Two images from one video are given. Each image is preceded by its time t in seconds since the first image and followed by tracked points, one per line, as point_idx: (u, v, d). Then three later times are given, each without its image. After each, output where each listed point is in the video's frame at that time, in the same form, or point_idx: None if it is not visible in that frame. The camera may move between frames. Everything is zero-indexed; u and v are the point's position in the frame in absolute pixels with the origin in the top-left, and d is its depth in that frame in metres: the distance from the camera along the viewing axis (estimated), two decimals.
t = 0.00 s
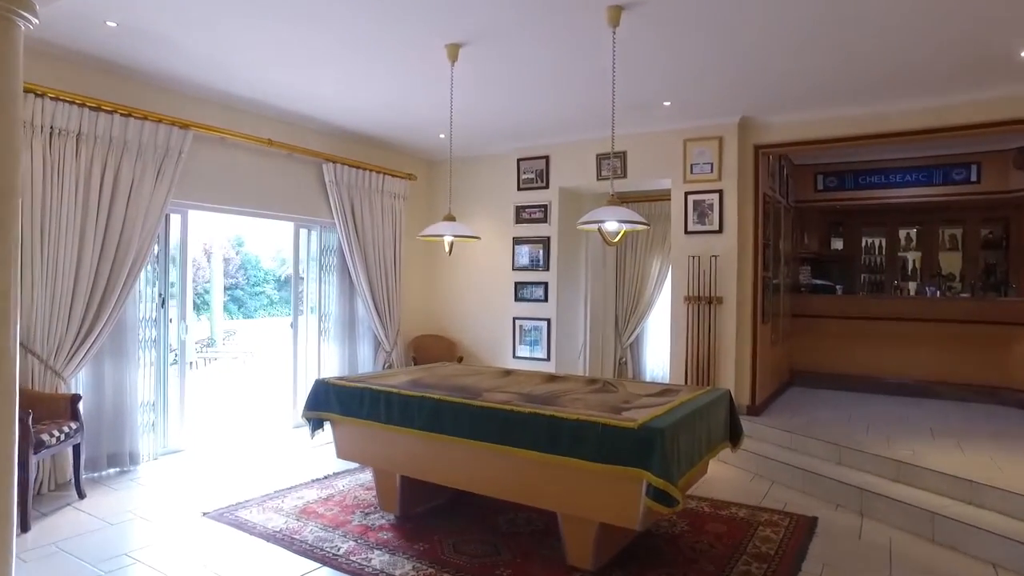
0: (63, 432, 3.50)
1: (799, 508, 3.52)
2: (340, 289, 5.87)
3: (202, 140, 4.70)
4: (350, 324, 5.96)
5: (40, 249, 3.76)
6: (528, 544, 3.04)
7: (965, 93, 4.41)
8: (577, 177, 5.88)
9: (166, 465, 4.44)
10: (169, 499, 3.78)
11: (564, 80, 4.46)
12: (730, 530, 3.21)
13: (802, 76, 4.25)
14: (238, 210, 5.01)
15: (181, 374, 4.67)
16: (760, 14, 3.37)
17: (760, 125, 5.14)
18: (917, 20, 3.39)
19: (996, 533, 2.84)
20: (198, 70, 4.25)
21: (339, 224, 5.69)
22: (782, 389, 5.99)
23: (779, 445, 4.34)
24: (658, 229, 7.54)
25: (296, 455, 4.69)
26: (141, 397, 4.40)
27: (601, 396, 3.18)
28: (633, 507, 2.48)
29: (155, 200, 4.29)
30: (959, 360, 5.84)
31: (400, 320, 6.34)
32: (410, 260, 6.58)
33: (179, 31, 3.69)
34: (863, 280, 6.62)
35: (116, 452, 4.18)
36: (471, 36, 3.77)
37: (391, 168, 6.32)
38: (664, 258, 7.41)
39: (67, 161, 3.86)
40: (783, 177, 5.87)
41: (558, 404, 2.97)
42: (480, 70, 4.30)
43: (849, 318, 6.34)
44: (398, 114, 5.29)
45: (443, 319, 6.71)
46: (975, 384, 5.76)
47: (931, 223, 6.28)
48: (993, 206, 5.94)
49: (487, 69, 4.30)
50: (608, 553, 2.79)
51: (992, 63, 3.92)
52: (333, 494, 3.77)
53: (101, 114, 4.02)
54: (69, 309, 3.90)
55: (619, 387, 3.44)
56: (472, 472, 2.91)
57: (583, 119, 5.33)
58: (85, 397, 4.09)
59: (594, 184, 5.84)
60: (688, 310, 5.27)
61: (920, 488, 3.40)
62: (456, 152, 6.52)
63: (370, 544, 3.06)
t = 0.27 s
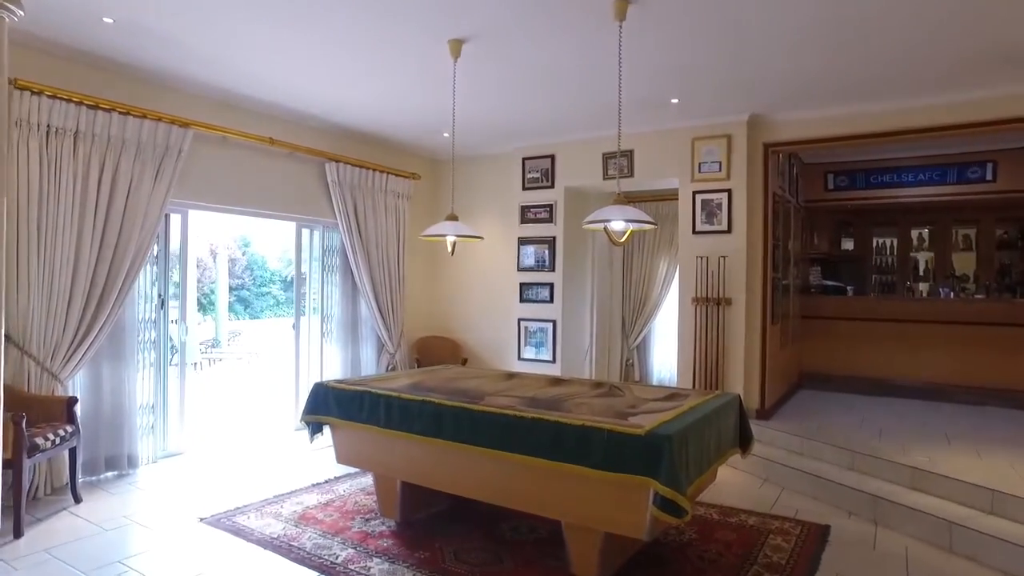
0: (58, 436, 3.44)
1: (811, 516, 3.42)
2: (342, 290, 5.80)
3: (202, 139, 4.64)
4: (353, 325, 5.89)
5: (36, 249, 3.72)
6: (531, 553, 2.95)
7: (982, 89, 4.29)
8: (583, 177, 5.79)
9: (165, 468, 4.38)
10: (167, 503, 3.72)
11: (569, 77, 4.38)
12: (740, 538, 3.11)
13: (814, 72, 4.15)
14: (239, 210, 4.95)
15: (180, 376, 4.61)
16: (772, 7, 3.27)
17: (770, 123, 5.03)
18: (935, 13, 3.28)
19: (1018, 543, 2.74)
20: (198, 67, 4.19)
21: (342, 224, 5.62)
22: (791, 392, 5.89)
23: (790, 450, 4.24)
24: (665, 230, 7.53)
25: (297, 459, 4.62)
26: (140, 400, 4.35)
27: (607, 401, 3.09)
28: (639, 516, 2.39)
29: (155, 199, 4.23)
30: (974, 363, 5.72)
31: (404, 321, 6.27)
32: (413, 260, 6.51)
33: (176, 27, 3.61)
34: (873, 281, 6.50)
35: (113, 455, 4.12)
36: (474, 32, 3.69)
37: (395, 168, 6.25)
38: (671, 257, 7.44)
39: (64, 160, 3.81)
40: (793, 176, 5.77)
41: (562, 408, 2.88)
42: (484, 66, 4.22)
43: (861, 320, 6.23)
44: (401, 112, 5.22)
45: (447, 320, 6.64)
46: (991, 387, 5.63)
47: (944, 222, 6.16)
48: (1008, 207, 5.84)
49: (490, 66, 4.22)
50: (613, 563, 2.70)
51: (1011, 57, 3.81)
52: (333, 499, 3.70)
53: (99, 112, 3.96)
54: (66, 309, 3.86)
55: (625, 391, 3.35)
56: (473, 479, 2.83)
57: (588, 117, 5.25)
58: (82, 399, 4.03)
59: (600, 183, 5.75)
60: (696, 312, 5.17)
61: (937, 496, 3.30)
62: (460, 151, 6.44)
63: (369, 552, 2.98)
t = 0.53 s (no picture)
0: (54, 439, 3.39)
1: (822, 522, 3.33)
2: (346, 290, 5.74)
3: (203, 137, 4.59)
4: (357, 326, 5.83)
5: (33, 249, 3.67)
6: (535, 560, 2.88)
7: (997, 85, 4.19)
8: (589, 175, 5.72)
9: (164, 471, 4.32)
10: (165, 506, 3.66)
11: (573, 74, 4.30)
12: (750, 546, 3.03)
13: (824, 68, 4.06)
14: (240, 210, 4.89)
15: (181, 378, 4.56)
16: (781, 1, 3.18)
17: (779, 120, 4.94)
18: (950, 6, 3.19)
19: None
20: (198, 65, 4.14)
21: (345, 224, 5.56)
22: (801, 394, 5.79)
23: (800, 453, 4.15)
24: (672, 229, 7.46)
25: (299, 461, 4.56)
26: (140, 402, 4.29)
27: (613, 405, 3.02)
28: (645, 526, 2.31)
29: (155, 197, 4.18)
30: (988, 365, 5.61)
31: (408, 322, 6.21)
32: (418, 260, 6.45)
33: (174, 24, 3.56)
34: (884, 282, 6.41)
35: (112, 458, 4.07)
36: (476, 28, 3.61)
37: (399, 167, 6.19)
38: (679, 256, 7.38)
39: (61, 159, 3.76)
40: (802, 175, 5.68)
41: (567, 412, 2.81)
42: (487, 63, 4.15)
43: (871, 321, 6.13)
44: (404, 110, 5.16)
45: (452, 321, 6.57)
46: (1005, 390, 5.52)
47: (957, 222, 6.06)
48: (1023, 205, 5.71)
49: (494, 63, 4.14)
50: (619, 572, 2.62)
51: None
52: (334, 504, 3.64)
53: (97, 110, 3.91)
54: (64, 309, 3.81)
55: (631, 394, 3.28)
56: (476, 484, 2.76)
57: (594, 115, 5.17)
58: (80, 402, 3.98)
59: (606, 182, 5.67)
60: (704, 313, 5.09)
61: (953, 503, 3.21)
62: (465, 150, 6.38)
63: (368, 559, 2.92)
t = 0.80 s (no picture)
0: (50, 441, 3.33)
1: (834, 529, 3.24)
2: (349, 290, 5.68)
3: (204, 135, 4.54)
4: (360, 326, 5.77)
5: (31, 247, 3.62)
6: (538, 567, 2.81)
7: (1015, 80, 4.08)
8: (595, 174, 5.64)
9: (164, 473, 4.27)
10: (164, 510, 3.61)
11: (579, 70, 4.22)
12: (760, 553, 2.94)
13: (837, 62, 3.96)
14: (242, 209, 4.84)
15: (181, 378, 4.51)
16: None
17: (790, 117, 4.85)
18: None
19: None
20: (199, 62, 4.08)
21: (347, 223, 5.50)
22: (811, 396, 5.70)
23: (810, 457, 4.06)
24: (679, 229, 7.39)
25: (300, 464, 4.50)
26: (139, 403, 4.24)
27: (619, 408, 2.94)
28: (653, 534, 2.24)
29: (154, 196, 4.13)
30: (1003, 367, 5.49)
31: (412, 322, 6.14)
32: (422, 260, 6.38)
33: (172, 20, 3.50)
34: (895, 282, 6.30)
35: (111, 460, 4.01)
36: (479, 22, 3.53)
37: (402, 166, 6.12)
38: (687, 255, 7.32)
39: (60, 158, 3.72)
40: (812, 173, 5.58)
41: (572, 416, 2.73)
42: (491, 59, 4.07)
43: (882, 321, 6.02)
44: (407, 108, 5.09)
45: (456, 321, 6.50)
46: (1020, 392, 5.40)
47: (971, 221, 5.95)
48: None
49: (498, 59, 4.07)
50: None
51: None
52: (334, 508, 3.57)
53: (96, 108, 3.86)
54: (62, 309, 3.76)
55: (638, 398, 3.20)
56: (478, 490, 2.69)
57: (600, 112, 5.09)
58: (78, 403, 3.93)
59: (612, 181, 5.59)
60: (712, 313, 5.00)
61: (971, 510, 3.11)
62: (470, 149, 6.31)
63: (367, 565, 2.85)
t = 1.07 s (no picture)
0: (46, 444, 3.28)
1: (846, 537, 3.15)
2: (352, 290, 5.63)
3: (205, 134, 4.49)
4: (363, 327, 5.72)
5: (28, 247, 3.57)
6: None
7: None
8: (601, 173, 5.56)
9: (164, 476, 4.22)
10: (162, 513, 3.56)
11: (585, 66, 4.14)
12: (770, 562, 2.85)
13: (849, 57, 3.86)
14: (243, 208, 4.79)
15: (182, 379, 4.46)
16: None
17: (800, 114, 4.75)
18: None
19: None
20: (198, 59, 4.02)
21: (350, 223, 5.44)
22: (821, 399, 5.60)
23: (821, 462, 3.97)
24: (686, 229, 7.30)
25: (301, 467, 4.43)
26: (138, 405, 4.19)
27: (625, 413, 2.85)
28: (659, 543, 2.16)
29: (154, 195, 4.07)
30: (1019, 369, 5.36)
31: (416, 323, 6.08)
32: (426, 260, 6.32)
33: (169, 16, 3.43)
34: (907, 283, 6.18)
35: (109, 463, 3.96)
36: (481, 16, 3.45)
37: (406, 165, 6.06)
38: (695, 256, 7.22)
39: (57, 156, 3.67)
40: (823, 172, 5.48)
41: (577, 421, 2.65)
42: (494, 54, 3.99)
43: (894, 322, 5.91)
44: (410, 106, 5.03)
45: (461, 322, 6.43)
46: None
47: (986, 221, 5.84)
48: None
49: (502, 54, 3.98)
50: None
51: None
52: (334, 513, 3.51)
53: (95, 106, 3.81)
54: (60, 310, 3.70)
55: (645, 402, 3.11)
56: (479, 496, 2.62)
57: (607, 110, 5.01)
58: (76, 405, 3.88)
59: (619, 180, 5.51)
60: (721, 314, 4.91)
61: (990, 519, 3.01)
62: (474, 148, 6.25)
63: (366, 573, 2.77)
